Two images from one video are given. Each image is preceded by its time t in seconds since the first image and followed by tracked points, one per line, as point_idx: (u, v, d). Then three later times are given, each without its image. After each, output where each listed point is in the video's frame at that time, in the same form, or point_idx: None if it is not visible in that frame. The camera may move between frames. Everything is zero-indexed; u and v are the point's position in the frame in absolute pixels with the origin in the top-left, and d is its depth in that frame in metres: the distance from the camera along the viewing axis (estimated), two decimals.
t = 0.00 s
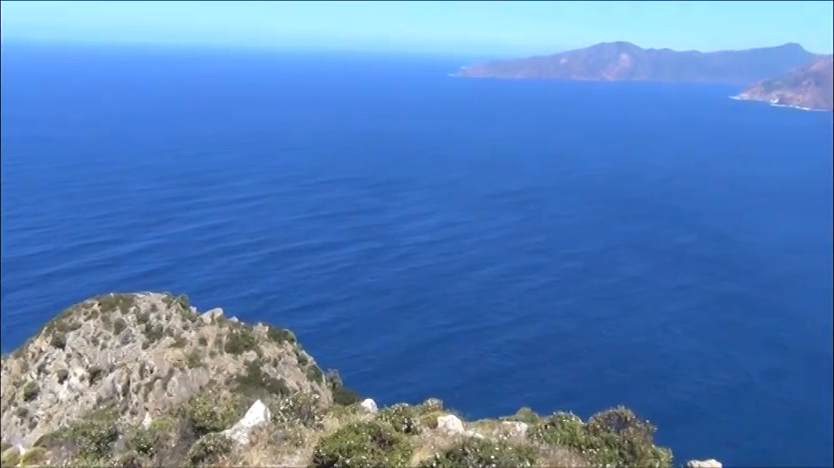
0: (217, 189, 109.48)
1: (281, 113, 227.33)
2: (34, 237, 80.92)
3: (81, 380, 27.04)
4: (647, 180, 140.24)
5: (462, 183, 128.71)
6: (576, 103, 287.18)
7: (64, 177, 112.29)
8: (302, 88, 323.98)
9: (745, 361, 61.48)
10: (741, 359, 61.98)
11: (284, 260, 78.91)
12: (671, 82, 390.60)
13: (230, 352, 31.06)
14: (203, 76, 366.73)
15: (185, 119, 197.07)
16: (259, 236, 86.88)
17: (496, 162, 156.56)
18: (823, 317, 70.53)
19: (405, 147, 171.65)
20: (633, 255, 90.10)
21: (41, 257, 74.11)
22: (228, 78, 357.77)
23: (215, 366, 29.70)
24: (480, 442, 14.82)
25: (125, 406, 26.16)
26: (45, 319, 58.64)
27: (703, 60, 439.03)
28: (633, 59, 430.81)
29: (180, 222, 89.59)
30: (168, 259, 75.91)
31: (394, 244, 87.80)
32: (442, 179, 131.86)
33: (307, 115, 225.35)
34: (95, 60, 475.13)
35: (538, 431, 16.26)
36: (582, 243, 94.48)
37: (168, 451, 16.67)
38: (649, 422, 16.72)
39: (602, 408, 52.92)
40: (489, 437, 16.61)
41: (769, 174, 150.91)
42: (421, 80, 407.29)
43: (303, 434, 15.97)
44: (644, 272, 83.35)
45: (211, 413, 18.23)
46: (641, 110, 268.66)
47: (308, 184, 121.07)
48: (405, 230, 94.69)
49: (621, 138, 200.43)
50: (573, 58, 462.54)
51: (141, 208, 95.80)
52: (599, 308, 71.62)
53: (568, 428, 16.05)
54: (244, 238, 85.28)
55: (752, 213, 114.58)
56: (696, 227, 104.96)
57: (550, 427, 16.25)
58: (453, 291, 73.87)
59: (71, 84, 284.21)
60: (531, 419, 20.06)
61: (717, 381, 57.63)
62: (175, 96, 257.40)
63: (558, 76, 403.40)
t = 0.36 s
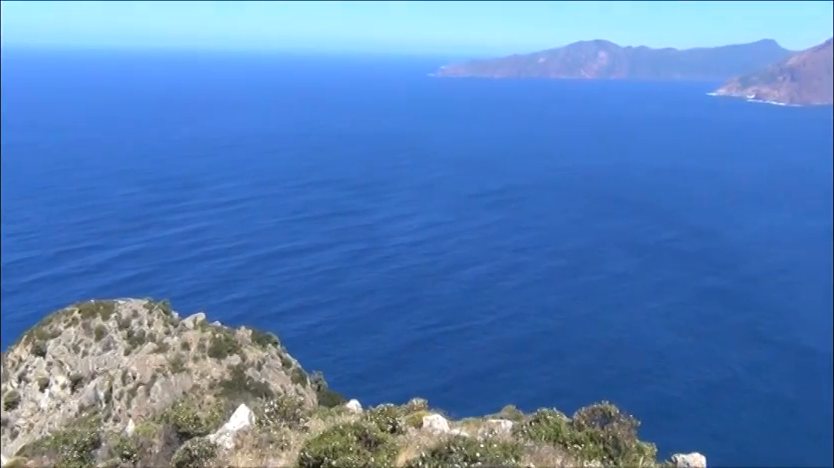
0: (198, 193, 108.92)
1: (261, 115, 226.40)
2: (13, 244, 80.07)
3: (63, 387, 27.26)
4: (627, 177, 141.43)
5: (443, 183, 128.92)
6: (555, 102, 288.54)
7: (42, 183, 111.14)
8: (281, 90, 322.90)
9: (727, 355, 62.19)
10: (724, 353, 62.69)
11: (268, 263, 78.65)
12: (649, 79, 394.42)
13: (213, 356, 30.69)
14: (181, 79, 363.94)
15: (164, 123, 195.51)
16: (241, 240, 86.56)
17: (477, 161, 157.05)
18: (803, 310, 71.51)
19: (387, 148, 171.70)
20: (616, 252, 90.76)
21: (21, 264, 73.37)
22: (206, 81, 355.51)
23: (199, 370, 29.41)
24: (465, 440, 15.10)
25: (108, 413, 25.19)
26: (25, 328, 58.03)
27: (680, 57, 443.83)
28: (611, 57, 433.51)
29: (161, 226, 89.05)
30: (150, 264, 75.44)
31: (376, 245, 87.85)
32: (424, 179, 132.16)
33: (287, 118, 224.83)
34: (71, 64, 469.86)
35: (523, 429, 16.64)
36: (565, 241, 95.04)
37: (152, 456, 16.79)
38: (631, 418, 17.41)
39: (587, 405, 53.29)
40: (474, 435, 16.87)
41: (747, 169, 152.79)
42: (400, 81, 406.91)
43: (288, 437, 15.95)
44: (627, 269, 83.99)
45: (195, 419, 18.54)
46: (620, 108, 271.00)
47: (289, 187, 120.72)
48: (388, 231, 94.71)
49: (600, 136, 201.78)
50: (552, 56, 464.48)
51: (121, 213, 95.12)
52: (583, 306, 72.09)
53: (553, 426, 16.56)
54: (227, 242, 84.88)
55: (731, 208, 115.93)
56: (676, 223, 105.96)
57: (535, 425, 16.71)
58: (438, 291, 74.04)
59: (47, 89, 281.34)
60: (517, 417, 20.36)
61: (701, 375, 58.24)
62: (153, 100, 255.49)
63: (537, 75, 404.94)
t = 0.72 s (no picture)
0: (178, 194, 108.07)
1: (240, 115, 225.11)
2: None
3: (40, 390, 25.03)
4: (607, 176, 142.39)
5: (424, 183, 128.88)
6: (535, 101, 289.76)
7: (18, 184, 109.63)
8: (261, 90, 321.27)
9: (708, 351, 62.79)
10: (705, 350, 63.21)
11: (248, 264, 78.12)
12: (627, 78, 397.56)
13: (193, 357, 31.96)
14: (159, 79, 360.79)
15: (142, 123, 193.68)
16: (221, 241, 85.99)
17: (457, 161, 157.24)
18: (782, 306, 72.47)
19: (367, 148, 171.53)
20: (596, 251, 91.37)
21: None
22: (184, 81, 352.76)
23: (179, 371, 30.46)
24: (444, 439, 15.25)
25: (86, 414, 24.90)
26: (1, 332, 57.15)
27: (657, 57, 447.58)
28: (590, 56, 436.10)
29: (140, 228, 88.22)
30: (129, 266, 74.68)
31: (358, 245, 87.66)
32: (405, 179, 132.24)
33: (266, 117, 223.88)
34: (46, 65, 464.30)
35: (503, 425, 16.86)
36: (545, 240, 95.42)
37: (131, 460, 16.85)
38: (612, 414, 17.46)
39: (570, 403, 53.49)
40: (455, 433, 16.97)
41: (724, 167, 154.59)
42: (380, 81, 406.20)
43: (268, 437, 16.20)
44: (608, 268, 84.58)
45: (173, 418, 18.60)
46: (599, 107, 272.85)
47: (269, 187, 120.01)
48: (369, 231, 94.54)
49: (580, 135, 202.85)
50: (531, 56, 466.11)
51: (99, 214, 94.13)
52: (564, 304, 72.48)
53: (532, 423, 16.68)
54: (207, 243, 84.29)
55: (709, 206, 117.28)
56: (656, 221, 106.73)
57: (515, 422, 16.89)
58: (420, 291, 74.05)
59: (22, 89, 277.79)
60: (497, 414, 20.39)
61: (682, 373, 58.84)
62: (130, 100, 253.01)
63: (516, 75, 406.20)
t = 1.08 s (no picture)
0: (158, 194, 107.24)
1: (220, 115, 223.74)
2: None
3: (17, 393, 23.57)
4: (589, 175, 143.31)
5: (406, 183, 128.80)
6: (516, 101, 290.96)
7: None
8: (241, 90, 319.73)
9: (689, 349, 63.36)
10: (686, 348, 63.65)
11: (229, 265, 77.62)
12: (607, 78, 400.59)
13: (173, 358, 31.62)
14: (138, 78, 357.57)
15: (120, 123, 191.75)
16: (202, 241, 85.43)
17: (439, 161, 157.47)
18: (761, 304, 73.33)
19: (349, 147, 171.35)
20: (578, 250, 91.91)
21: None
22: (164, 80, 349.93)
23: (158, 373, 29.90)
24: (422, 439, 15.23)
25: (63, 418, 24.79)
26: None
27: (636, 58, 450.93)
28: (570, 57, 438.49)
29: (119, 228, 87.36)
30: (108, 267, 73.92)
31: (340, 245, 87.44)
32: (387, 179, 132.26)
33: (248, 117, 222.85)
34: (23, 63, 459.36)
35: (482, 425, 16.83)
36: (527, 240, 95.76)
37: (108, 463, 16.82)
38: (589, 413, 17.69)
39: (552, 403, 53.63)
40: (434, 433, 17.00)
41: (703, 167, 156.10)
42: (361, 81, 405.47)
43: (246, 440, 16.04)
44: (590, 267, 85.06)
45: (151, 420, 18.25)
46: (579, 107, 274.53)
47: (250, 187, 119.32)
48: (351, 231, 94.41)
49: (561, 134, 204.00)
50: (512, 55, 467.45)
51: (77, 214, 93.12)
52: (547, 304, 72.78)
53: (511, 422, 16.79)
54: (188, 243, 83.73)
55: (689, 205, 118.40)
56: (636, 220, 107.40)
57: (494, 421, 16.89)
58: (403, 291, 74.06)
59: None
60: (477, 414, 20.41)
61: (664, 372, 59.27)
62: (109, 99, 250.45)
63: (497, 74, 407.47)
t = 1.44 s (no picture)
0: (139, 195, 106.22)
1: (201, 115, 222.13)
2: None
3: None
4: (570, 175, 144.18)
5: (388, 184, 128.62)
6: (497, 101, 291.73)
7: None
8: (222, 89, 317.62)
9: (673, 348, 63.80)
10: (668, 347, 64.02)
11: (211, 266, 77.02)
12: (586, 78, 403.32)
13: (152, 360, 30.44)
14: (116, 78, 353.95)
15: (99, 123, 189.71)
16: (184, 242, 84.70)
17: (421, 161, 157.37)
18: (742, 303, 73.98)
19: (331, 147, 171.00)
20: (561, 250, 92.29)
21: None
22: (143, 80, 346.77)
23: (137, 376, 29.14)
24: (401, 439, 15.19)
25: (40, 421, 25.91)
26: None
27: (616, 59, 453.68)
28: (551, 57, 440.32)
29: (100, 229, 86.43)
30: (88, 268, 73.04)
31: (323, 246, 87.05)
32: (369, 179, 132.18)
33: (229, 118, 221.36)
34: None
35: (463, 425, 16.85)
36: (510, 240, 95.91)
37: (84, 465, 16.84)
38: (569, 412, 17.77)
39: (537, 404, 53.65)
40: (414, 434, 16.92)
41: (683, 166, 157.34)
42: (342, 80, 404.22)
43: (226, 441, 15.73)
44: (573, 266, 85.42)
45: (129, 424, 18.34)
46: (559, 106, 276.16)
47: (231, 188, 118.56)
48: (335, 232, 94.11)
49: (542, 135, 204.69)
50: (493, 56, 468.32)
51: (57, 215, 91.97)
52: (530, 304, 72.90)
53: (491, 421, 16.76)
54: (171, 244, 83.01)
55: (670, 204, 119.31)
56: (618, 220, 108.00)
57: (474, 420, 16.93)
58: (388, 291, 73.92)
59: None
60: (457, 414, 20.38)
61: (647, 370, 59.57)
62: (87, 99, 247.76)
63: (479, 74, 408.12)
